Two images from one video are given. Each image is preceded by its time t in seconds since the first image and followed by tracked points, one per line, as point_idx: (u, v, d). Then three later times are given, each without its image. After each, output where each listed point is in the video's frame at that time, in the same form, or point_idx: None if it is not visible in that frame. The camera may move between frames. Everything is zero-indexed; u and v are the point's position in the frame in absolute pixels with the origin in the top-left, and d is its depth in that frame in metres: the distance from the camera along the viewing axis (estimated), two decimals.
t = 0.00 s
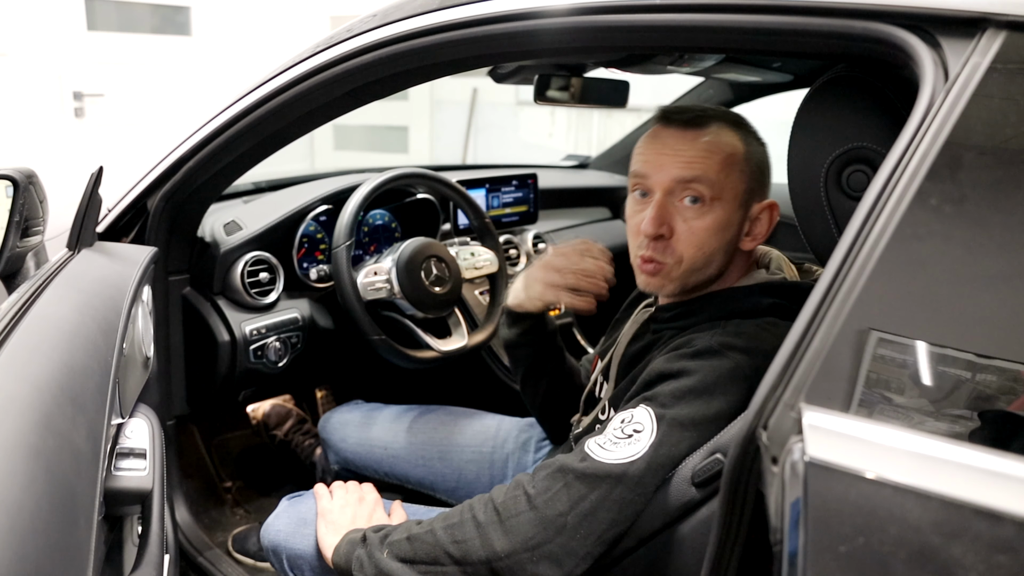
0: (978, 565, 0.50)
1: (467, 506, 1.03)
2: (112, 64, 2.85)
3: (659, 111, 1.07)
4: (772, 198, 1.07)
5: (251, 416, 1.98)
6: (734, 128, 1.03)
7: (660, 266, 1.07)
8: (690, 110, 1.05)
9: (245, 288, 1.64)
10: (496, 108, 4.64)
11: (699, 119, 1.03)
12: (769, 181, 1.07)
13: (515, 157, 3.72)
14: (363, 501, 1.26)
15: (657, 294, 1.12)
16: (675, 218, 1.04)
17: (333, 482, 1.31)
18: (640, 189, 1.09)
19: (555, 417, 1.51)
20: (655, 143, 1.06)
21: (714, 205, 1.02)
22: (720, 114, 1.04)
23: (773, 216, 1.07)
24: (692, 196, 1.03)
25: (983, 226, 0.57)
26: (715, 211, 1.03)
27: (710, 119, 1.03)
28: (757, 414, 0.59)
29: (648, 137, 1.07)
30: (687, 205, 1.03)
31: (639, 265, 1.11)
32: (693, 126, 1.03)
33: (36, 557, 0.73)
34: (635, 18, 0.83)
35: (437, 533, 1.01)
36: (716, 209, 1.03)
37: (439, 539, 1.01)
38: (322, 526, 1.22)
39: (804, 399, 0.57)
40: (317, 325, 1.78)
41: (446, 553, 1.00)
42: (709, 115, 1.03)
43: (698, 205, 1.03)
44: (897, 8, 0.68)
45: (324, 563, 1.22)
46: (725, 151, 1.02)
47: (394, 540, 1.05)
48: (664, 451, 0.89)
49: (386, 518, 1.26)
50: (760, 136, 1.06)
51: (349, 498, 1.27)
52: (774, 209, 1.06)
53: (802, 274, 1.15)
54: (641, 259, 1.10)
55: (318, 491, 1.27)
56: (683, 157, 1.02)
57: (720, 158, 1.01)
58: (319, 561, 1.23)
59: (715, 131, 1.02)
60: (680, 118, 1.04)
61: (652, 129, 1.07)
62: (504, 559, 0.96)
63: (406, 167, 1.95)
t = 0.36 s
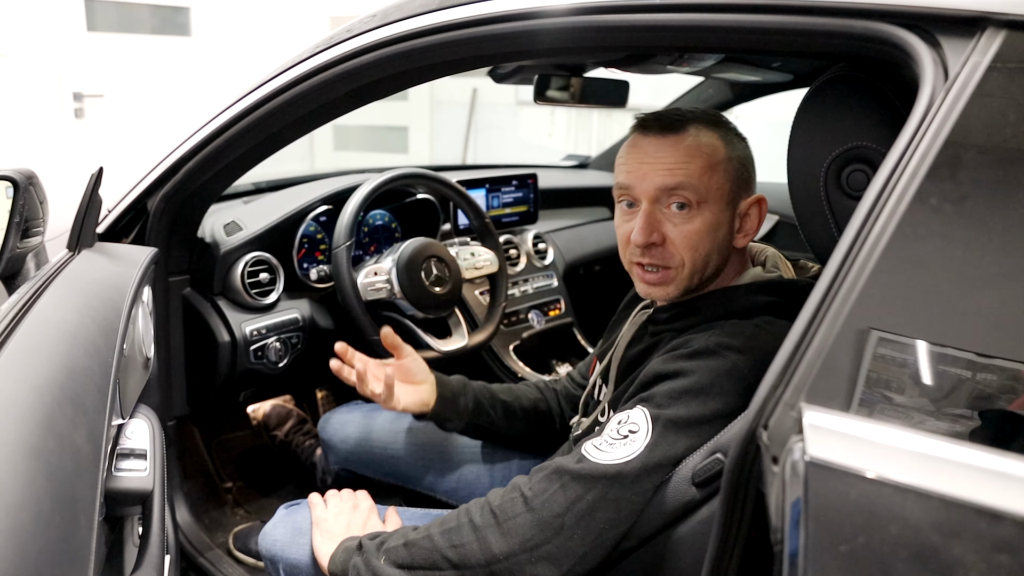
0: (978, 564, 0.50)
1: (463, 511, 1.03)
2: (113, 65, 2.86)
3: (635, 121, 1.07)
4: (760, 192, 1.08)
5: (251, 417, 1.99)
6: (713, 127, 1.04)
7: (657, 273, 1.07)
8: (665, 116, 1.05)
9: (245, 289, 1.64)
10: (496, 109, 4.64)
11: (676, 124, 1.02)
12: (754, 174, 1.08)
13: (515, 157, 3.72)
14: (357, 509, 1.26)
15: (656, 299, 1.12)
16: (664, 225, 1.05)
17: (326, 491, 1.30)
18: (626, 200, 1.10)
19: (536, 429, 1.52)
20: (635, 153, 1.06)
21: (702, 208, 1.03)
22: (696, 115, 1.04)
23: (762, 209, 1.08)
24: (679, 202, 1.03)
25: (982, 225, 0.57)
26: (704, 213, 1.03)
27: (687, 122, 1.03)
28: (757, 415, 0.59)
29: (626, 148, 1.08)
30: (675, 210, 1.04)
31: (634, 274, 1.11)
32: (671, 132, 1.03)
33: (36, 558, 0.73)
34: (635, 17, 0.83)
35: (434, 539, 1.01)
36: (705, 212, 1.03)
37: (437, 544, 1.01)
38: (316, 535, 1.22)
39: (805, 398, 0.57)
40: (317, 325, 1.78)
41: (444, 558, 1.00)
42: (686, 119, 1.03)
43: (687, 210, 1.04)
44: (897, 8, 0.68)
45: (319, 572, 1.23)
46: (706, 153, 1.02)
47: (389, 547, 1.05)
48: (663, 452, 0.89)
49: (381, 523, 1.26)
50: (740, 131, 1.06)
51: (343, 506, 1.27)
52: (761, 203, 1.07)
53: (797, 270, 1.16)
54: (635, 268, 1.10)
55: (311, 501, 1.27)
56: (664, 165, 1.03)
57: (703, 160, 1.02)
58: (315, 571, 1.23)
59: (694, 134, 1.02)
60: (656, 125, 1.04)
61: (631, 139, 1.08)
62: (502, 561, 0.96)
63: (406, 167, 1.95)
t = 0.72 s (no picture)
0: (977, 564, 0.50)
1: (464, 511, 1.03)
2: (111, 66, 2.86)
3: (639, 120, 1.07)
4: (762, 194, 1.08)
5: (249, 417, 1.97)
6: (716, 129, 1.03)
7: (657, 274, 1.07)
8: (670, 117, 1.04)
9: (243, 290, 1.64)
10: (495, 109, 4.64)
11: (681, 125, 1.02)
12: (756, 176, 1.08)
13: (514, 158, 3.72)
14: (357, 509, 1.26)
15: (655, 299, 1.12)
16: (666, 226, 1.05)
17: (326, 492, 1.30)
18: (628, 200, 1.10)
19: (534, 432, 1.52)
20: (639, 153, 1.06)
21: (704, 210, 1.03)
22: (700, 116, 1.04)
23: (764, 212, 1.08)
24: (681, 203, 1.03)
25: (980, 225, 0.57)
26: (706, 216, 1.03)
27: (691, 123, 1.03)
28: (756, 414, 0.59)
29: (630, 147, 1.07)
30: (677, 212, 1.04)
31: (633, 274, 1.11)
32: (676, 133, 1.02)
33: (35, 559, 0.73)
34: (633, 18, 0.83)
35: (435, 539, 1.01)
36: (706, 214, 1.03)
37: (437, 544, 1.01)
38: (316, 536, 1.22)
39: (803, 398, 0.57)
40: (316, 326, 1.78)
41: (445, 558, 1.00)
42: (691, 120, 1.03)
43: (689, 211, 1.03)
44: (895, 8, 0.68)
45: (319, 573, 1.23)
46: (710, 155, 1.02)
47: (389, 547, 1.05)
48: (662, 452, 0.89)
49: (381, 524, 1.26)
50: (743, 133, 1.06)
51: (343, 507, 1.27)
52: (764, 206, 1.08)
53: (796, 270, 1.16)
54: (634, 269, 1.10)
55: (311, 502, 1.26)
56: (668, 166, 1.02)
57: (706, 162, 1.02)
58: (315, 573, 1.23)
59: (698, 135, 1.02)
60: (660, 126, 1.03)
61: (634, 139, 1.07)
62: (502, 562, 0.96)
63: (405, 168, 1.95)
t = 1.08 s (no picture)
0: (975, 563, 0.51)
1: (463, 510, 1.03)
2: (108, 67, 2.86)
3: (673, 103, 1.07)
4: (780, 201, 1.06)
5: (247, 417, 1.98)
6: (743, 126, 1.02)
7: (655, 253, 1.09)
8: (702, 106, 1.04)
9: (242, 290, 1.64)
10: (493, 109, 4.65)
11: (708, 115, 1.02)
12: (778, 180, 1.05)
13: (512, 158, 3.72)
14: (355, 511, 1.26)
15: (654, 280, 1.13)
16: (672, 210, 1.05)
17: (325, 494, 1.30)
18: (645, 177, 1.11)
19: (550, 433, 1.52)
20: (661, 133, 1.06)
21: (711, 200, 1.02)
22: (730, 110, 1.03)
23: (777, 216, 1.06)
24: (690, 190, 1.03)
25: (978, 225, 0.57)
26: (713, 207, 1.03)
27: (717, 115, 1.02)
28: (754, 415, 0.59)
29: (657, 126, 1.08)
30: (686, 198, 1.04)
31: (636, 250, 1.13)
32: (699, 121, 1.02)
33: (32, 561, 0.73)
34: (631, 18, 0.83)
35: (434, 539, 1.01)
36: (713, 205, 1.02)
37: (436, 543, 1.01)
38: (315, 538, 1.22)
39: (801, 397, 0.57)
40: (314, 326, 1.78)
41: (444, 558, 1.00)
42: (718, 112, 1.02)
43: (696, 199, 1.03)
44: (893, 7, 0.68)
45: None
46: (728, 149, 1.01)
47: (389, 548, 1.05)
48: (661, 451, 0.89)
49: (379, 525, 1.26)
50: (773, 136, 1.04)
51: (341, 508, 1.27)
52: (777, 210, 1.05)
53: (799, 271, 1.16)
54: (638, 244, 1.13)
55: (310, 503, 1.26)
56: (683, 150, 1.02)
57: (723, 154, 1.01)
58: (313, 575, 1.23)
59: (721, 128, 1.01)
60: (690, 113, 1.04)
61: (663, 119, 1.08)
62: (502, 561, 0.96)
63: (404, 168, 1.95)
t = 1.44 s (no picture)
0: (976, 562, 0.50)
1: (464, 509, 1.03)
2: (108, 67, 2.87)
3: (726, 99, 1.07)
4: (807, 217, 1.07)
5: (249, 418, 1.97)
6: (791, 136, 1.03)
7: (679, 246, 1.10)
8: (754, 106, 1.04)
9: (242, 290, 1.64)
10: (492, 109, 4.65)
11: (760, 117, 1.02)
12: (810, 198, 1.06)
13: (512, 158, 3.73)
14: (358, 508, 1.26)
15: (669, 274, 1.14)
16: (707, 205, 1.06)
17: (327, 491, 1.30)
18: (681, 168, 1.11)
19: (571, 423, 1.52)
20: (708, 125, 1.06)
21: (748, 203, 1.03)
22: (781, 117, 1.03)
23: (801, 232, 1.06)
24: (729, 187, 1.04)
25: (979, 225, 0.57)
26: (748, 209, 1.03)
27: (770, 119, 1.02)
28: (755, 415, 0.59)
29: (704, 118, 1.08)
30: (723, 195, 1.05)
31: (658, 239, 1.13)
32: (751, 121, 1.02)
33: (33, 560, 0.73)
34: (630, 18, 0.83)
35: (436, 537, 1.01)
36: (748, 207, 1.03)
37: (438, 542, 1.01)
38: (317, 534, 1.22)
39: (802, 398, 0.57)
40: (315, 326, 1.78)
41: (446, 556, 1.00)
42: (772, 116, 1.02)
43: (733, 199, 1.04)
44: (894, 8, 0.68)
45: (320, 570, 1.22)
46: (774, 155, 1.01)
47: (392, 545, 1.05)
48: (663, 451, 0.89)
49: (381, 522, 1.26)
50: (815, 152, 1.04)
51: (344, 505, 1.27)
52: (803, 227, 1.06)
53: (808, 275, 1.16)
54: (661, 234, 1.13)
55: (312, 500, 1.27)
56: (730, 147, 1.03)
57: (768, 159, 1.01)
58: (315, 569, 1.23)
59: (771, 132, 1.02)
60: (742, 110, 1.03)
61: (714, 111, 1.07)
62: (503, 560, 0.96)
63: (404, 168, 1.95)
